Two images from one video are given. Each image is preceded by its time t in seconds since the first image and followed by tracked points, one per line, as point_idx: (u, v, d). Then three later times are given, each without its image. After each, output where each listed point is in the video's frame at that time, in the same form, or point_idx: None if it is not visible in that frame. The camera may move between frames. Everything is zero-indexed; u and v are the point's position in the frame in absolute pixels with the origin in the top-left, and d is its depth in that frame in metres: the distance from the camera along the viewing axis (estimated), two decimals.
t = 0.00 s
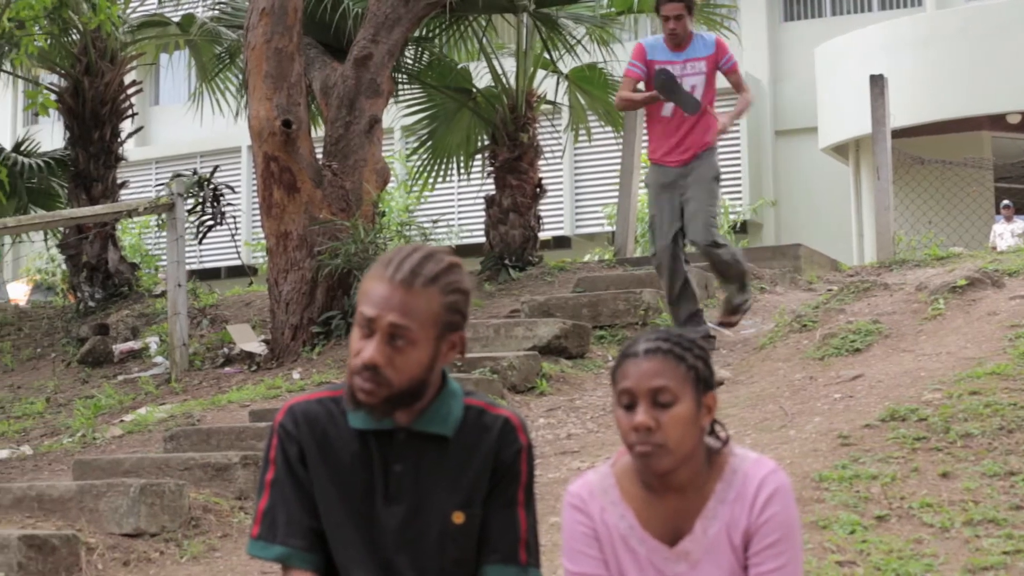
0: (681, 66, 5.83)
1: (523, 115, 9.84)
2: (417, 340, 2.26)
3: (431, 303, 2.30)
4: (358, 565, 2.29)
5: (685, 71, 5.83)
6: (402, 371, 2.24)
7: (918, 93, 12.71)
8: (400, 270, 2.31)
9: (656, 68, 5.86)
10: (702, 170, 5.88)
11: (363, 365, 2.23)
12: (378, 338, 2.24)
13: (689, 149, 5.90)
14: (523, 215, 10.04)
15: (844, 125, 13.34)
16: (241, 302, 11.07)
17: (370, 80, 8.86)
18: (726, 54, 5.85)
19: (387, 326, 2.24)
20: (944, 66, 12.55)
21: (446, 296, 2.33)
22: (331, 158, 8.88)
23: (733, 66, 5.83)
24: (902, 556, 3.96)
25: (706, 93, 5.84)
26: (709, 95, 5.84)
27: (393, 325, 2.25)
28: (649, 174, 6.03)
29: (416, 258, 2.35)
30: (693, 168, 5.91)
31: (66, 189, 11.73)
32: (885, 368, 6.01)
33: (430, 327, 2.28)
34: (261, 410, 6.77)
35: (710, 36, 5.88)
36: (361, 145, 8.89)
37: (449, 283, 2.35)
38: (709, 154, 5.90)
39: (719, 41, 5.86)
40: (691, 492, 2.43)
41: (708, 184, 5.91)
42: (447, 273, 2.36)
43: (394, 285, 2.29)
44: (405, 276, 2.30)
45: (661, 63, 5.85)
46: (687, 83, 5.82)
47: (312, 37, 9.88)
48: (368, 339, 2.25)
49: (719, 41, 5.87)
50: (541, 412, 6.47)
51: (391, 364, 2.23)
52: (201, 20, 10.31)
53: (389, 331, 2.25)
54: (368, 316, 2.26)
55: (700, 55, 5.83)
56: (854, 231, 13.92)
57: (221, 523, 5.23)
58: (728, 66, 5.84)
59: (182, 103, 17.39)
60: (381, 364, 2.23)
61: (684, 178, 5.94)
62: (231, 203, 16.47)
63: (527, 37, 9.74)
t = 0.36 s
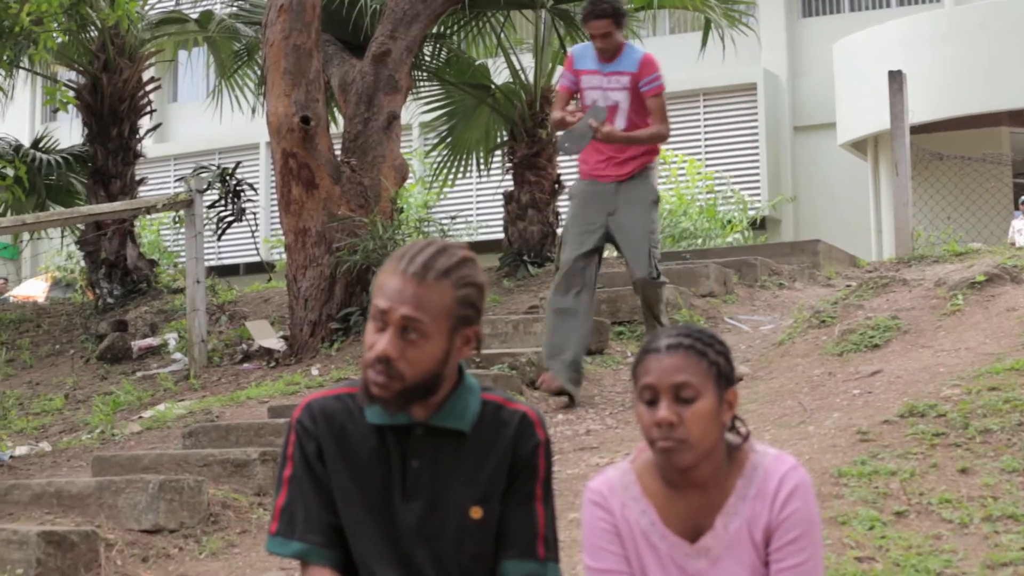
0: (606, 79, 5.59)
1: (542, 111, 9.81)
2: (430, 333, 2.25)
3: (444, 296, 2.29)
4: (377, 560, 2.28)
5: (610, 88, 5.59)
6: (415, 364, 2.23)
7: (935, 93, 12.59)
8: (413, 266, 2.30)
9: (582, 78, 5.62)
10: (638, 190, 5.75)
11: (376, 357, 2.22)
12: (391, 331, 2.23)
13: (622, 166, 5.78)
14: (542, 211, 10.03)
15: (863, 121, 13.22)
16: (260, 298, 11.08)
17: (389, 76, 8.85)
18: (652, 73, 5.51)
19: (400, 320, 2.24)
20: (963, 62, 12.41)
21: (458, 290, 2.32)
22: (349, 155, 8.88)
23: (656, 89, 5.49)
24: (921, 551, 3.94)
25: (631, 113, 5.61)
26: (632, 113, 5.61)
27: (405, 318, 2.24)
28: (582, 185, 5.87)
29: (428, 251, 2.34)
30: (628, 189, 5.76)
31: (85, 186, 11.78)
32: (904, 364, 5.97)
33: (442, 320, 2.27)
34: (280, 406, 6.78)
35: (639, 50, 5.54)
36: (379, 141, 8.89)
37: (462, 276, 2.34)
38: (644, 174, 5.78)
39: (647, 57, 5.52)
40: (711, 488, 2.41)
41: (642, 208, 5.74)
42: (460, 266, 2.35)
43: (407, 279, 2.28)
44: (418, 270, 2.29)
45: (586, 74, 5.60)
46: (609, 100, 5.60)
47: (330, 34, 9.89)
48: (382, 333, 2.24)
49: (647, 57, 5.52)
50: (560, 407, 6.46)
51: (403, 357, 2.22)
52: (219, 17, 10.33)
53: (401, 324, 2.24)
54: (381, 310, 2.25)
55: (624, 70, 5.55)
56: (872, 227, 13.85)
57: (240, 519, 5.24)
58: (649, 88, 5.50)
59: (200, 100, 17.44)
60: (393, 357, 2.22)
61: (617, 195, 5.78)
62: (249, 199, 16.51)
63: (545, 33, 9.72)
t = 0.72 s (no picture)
0: (533, 108, 4.77)
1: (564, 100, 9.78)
2: (458, 321, 2.26)
3: (468, 283, 2.29)
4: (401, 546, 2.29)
5: (536, 116, 4.77)
6: (448, 354, 2.25)
7: (956, 81, 12.43)
8: (436, 256, 2.30)
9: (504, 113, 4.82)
10: (564, 227, 4.74)
11: (409, 352, 2.22)
12: (420, 323, 2.24)
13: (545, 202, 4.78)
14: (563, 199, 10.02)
15: (884, 110, 13.11)
16: (281, 287, 11.10)
17: (410, 65, 8.84)
18: (587, 88, 4.71)
19: (428, 312, 2.24)
20: (983, 51, 12.27)
21: (481, 274, 2.32)
22: (371, 144, 8.88)
23: (595, 106, 4.70)
24: (943, 539, 3.92)
25: (565, 141, 4.78)
26: (568, 143, 4.77)
27: (433, 309, 2.24)
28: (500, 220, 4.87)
29: (446, 239, 2.35)
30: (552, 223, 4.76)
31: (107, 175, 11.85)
32: (927, 352, 5.93)
33: (469, 307, 2.28)
34: (302, 394, 6.80)
35: (566, 68, 4.75)
36: (401, 130, 8.89)
37: (483, 261, 2.35)
38: (575, 208, 4.81)
39: (577, 75, 4.72)
40: (734, 476, 2.40)
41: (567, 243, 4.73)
42: (480, 251, 2.36)
43: (429, 270, 2.27)
44: (440, 259, 2.29)
45: (507, 107, 4.80)
46: (540, 130, 4.77)
47: (351, 23, 9.90)
48: (410, 326, 2.24)
49: (577, 72, 4.73)
50: (583, 395, 6.46)
51: (436, 348, 2.24)
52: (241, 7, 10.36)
53: (429, 316, 2.24)
54: (406, 303, 2.25)
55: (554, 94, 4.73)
56: (894, 214, 13.75)
57: (263, 507, 5.26)
58: (588, 108, 4.71)
59: (221, 89, 17.50)
60: (426, 349, 2.23)
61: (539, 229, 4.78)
62: (271, 188, 16.55)
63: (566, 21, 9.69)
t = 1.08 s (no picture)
0: (444, 67, 4.16)
1: (587, 61, 9.70)
2: (489, 282, 2.29)
3: (492, 244, 2.31)
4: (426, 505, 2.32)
5: (447, 77, 4.16)
6: (483, 316, 2.28)
7: (978, 46, 12.24)
8: (456, 223, 2.31)
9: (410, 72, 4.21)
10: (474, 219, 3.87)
11: (443, 320, 2.25)
12: (453, 291, 2.26)
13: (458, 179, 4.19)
14: (587, 159, 9.96)
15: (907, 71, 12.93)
16: (304, 247, 11.09)
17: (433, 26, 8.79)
18: (509, 50, 4.19)
19: (460, 279, 2.27)
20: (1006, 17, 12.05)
21: (504, 232, 2.34)
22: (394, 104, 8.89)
23: (515, 70, 4.18)
24: (967, 499, 3.90)
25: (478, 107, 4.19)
26: (482, 110, 4.18)
27: (464, 274, 2.26)
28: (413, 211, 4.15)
29: (463, 202, 2.36)
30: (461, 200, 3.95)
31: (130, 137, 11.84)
32: (950, 312, 5.88)
33: (497, 267, 2.30)
34: (325, 354, 6.81)
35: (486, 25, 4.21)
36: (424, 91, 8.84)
37: (503, 218, 2.36)
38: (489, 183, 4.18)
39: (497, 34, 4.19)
40: (758, 436, 2.39)
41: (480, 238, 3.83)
42: (498, 209, 2.37)
43: (453, 238, 2.29)
44: (462, 224, 2.31)
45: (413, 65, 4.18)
46: (449, 93, 4.16)
47: None
48: (441, 295, 2.27)
49: (499, 30, 4.20)
50: (606, 354, 6.45)
51: (471, 312, 2.26)
52: None
53: (461, 282, 2.27)
54: (434, 271, 2.27)
55: (470, 52, 4.15)
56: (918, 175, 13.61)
57: (286, 466, 5.29)
58: (508, 71, 4.17)
59: (243, 50, 17.46)
60: (461, 315, 2.25)
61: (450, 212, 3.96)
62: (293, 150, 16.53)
63: None
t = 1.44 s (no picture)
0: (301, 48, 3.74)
1: (610, 18, 9.54)
2: (514, 243, 2.27)
3: (515, 204, 2.29)
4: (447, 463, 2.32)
5: (300, 59, 3.75)
6: (508, 276, 2.26)
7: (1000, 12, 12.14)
8: (478, 183, 2.28)
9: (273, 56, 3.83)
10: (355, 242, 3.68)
11: (471, 283, 2.23)
12: (478, 253, 2.24)
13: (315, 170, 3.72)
14: (610, 117, 9.90)
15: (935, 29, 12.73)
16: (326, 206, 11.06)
17: None
18: (360, 21, 3.66)
19: (483, 240, 2.25)
20: None
21: (526, 191, 2.32)
22: (415, 63, 8.65)
23: (360, 43, 3.62)
24: (993, 458, 3.87)
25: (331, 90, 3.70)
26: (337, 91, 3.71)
27: (490, 237, 2.25)
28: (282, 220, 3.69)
29: (484, 163, 2.33)
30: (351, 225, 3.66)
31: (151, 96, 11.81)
32: (976, 271, 5.82)
33: (521, 227, 2.29)
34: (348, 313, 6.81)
35: None
36: (447, 49, 8.60)
37: (525, 178, 2.33)
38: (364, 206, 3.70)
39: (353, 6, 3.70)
40: (785, 394, 2.36)
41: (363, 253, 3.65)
42: (521, 169, 2.34)
43: (476, 201, 2.26)
44: (485, 184, 2.28)
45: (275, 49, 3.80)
46: (301, 76, 3.74)
47: None
48: (468, 258, 2.25)
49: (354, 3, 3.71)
50: (629, 313, 6.42)
51: (497, 273, 2.25)
52: None
53: (487, 244, 2.25)
54: (459, 236, 2.25)
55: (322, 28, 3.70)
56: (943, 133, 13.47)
57: (309, 426, 5.29)
58: (349, 44, 3.62)
59: (264, 9, 17.38)
60: (487, 277, 2.24)
61: (342, 234, 3.66)
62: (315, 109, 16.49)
63: None
